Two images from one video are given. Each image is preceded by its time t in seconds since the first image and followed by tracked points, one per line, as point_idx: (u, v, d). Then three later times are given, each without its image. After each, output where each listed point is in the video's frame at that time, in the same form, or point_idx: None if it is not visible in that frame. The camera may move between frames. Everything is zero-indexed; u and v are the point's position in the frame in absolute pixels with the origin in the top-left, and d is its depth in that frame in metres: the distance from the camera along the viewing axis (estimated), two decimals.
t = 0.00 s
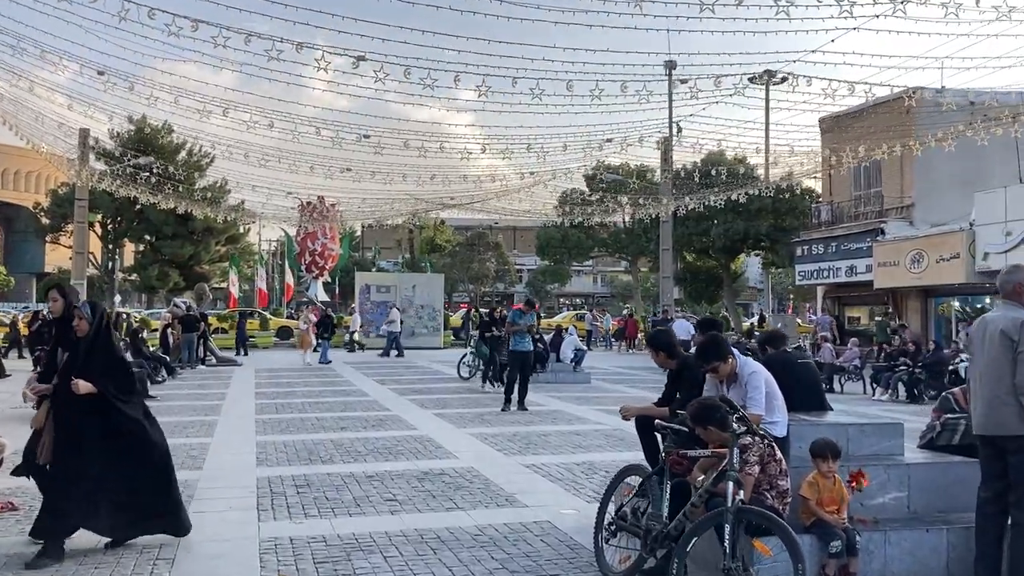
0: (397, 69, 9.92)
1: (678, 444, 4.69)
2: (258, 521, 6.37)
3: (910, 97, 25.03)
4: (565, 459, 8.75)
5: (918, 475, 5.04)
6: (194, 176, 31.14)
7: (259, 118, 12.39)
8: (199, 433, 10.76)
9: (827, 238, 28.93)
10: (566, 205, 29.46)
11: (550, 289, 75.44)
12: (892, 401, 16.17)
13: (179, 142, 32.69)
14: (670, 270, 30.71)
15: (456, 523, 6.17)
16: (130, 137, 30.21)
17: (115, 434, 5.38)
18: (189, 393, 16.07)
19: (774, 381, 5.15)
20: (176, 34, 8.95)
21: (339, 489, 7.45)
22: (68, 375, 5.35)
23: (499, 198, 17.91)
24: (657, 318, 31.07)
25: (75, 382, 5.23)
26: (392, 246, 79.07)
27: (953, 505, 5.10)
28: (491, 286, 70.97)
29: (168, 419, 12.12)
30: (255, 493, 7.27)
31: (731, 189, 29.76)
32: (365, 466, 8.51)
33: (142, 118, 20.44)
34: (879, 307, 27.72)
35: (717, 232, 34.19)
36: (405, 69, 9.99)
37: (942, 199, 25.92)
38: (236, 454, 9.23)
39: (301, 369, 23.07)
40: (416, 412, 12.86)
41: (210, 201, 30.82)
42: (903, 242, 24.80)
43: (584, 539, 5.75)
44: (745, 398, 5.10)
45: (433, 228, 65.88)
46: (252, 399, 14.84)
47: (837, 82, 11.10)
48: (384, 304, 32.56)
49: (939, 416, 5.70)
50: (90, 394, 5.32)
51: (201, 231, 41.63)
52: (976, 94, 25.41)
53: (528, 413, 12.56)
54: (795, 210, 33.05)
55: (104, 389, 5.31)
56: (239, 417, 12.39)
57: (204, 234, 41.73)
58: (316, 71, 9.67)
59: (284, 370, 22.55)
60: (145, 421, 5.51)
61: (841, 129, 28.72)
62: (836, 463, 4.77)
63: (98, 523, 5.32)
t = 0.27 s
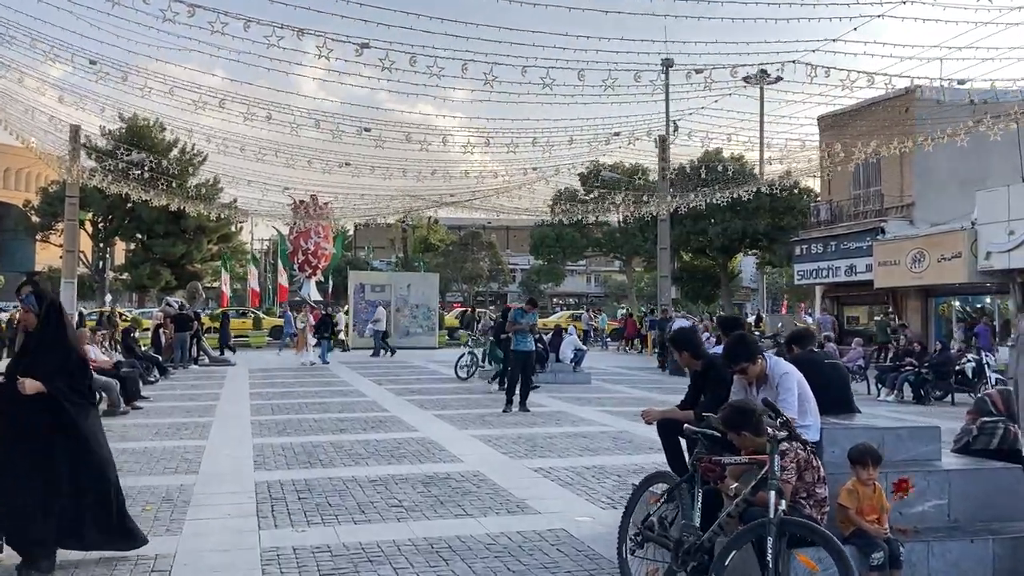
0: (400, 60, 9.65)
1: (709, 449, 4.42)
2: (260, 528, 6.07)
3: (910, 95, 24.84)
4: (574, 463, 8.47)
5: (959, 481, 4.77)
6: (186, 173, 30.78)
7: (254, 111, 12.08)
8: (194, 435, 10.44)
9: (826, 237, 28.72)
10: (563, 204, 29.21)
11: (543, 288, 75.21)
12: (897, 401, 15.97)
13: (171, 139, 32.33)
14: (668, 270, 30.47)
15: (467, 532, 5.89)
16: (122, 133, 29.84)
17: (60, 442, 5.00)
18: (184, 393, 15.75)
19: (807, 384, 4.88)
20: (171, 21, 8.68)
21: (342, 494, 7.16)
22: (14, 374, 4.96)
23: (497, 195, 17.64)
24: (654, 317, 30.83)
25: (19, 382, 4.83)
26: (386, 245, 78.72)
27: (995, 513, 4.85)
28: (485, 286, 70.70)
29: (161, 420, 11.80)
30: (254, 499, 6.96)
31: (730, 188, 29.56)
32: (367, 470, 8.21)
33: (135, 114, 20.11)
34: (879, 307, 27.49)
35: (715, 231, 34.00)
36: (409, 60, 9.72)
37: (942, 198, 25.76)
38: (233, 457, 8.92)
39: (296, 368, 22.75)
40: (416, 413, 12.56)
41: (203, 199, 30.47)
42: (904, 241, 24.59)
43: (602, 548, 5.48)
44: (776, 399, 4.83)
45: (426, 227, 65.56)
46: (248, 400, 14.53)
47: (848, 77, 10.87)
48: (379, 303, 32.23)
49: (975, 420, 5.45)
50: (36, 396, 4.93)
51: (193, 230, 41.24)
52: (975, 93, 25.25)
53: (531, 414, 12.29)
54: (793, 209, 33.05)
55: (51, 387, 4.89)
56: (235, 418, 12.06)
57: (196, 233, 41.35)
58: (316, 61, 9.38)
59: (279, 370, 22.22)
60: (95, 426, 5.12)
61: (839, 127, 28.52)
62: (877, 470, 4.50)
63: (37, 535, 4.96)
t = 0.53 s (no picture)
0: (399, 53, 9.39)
1: (737, 465, 4.13)
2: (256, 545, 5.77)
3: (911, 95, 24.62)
4: (580, 470, 8.18)
5: (997, 498, 4.50)
6: (180, 172, 30.46)
7: (248, 108, 11.78)
8: (187, 442, 10.14)
9: (826, 237, 28.46)
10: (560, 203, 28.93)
11: (539, 289, 74.94)
12: (903, 405, 15.73)
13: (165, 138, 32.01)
14: (666, 270, 30.21)
15: (472, 548, 5.60)
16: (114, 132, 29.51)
17: None
18: (177, 397, 15.44)
19: (836, 395, 4.61)
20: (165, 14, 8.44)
21: (341, 506, 6.86)
22: None
23: (496, 195, 17.36)
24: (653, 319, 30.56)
25: None
26: (381, 246, 78.38)
27: None
28: (481, 286, 70.40)
29: (154, 426, 11.50)
30: (249, 511, 6.66)
31: (730, 188, 29.34)
32: (366, 479, 7.91)
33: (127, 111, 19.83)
34: (879, 308, 27.25)
35: (713, 232, 33.78)
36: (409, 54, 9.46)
37: (943, 199, 25.57)
38: (228, 465, 8.62)
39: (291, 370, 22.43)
40: (414, 418, 12.28)
41: (197, 198, 30.12)
42: (905, 242, 24.34)
43: (615, 566, 5.20)
44: (803, 411, 4.56)
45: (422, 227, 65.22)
46: (242, 404, 14.23)
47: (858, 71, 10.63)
48: (375, 304, 31.91)
49: (1009, 431, 5.19)
50: None
51: (187, 230, 40.88)
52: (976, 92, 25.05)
53: (532, 419, 12.01)
54: (793, 209, 32.86)
55: None
56: (228, 424, 11.74)
57: (190, 233, 40.99)
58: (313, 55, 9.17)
59: (274, 372, 21.89)
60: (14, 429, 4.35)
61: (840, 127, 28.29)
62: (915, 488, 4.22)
63: None
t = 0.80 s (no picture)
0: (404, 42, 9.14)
1: (770, 471, 3.89)
2: (256, 553, 5.51)
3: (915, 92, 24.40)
4: (590, 473, 7.93)
5: None
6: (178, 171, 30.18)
7: (245, 102, 11.51)
8: (184, 444, 9.88)
9: (829, 237, 28.22)
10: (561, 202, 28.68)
11: (538, 289, 74.70)
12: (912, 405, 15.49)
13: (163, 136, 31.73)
14: (668, 269, 29.98)
15: (482, 557, 5.34)
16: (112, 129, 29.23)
17: None
18: (174, 397, 15.18)
19: (870, 397, 4.36)
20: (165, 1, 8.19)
21: (343, 512, 6.59)
22: None
23: (497, 193, 17.12)
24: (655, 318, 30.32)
25: None
26: (379, 245, 78.13)
27: None
28: (479, 286, 70.16)
29: (150, 427, 11.23)
30: (249, 517, 6.40)
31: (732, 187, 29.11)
32: (369, 483, 7.65)
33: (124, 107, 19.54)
34: (883, 307, 27.02)
35: (715, 231, 33.55)
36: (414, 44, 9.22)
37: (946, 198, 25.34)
38: (226, 468, 8.36)
39: (289, 371, 22.18)
40: (416, 419, 12.02)
41: (195, 196, 29.85)
42: (910, 240, 24.09)
43: None
44: (837, 412, 4.31)
45: (420, 226, 64.94)
46: (241, 404, 13.96)
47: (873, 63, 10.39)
48: (374, 303, 31.64)
49: None
50: None
51: (185, 229, 40.60)
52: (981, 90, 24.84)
53: (537, 420, 11.75)
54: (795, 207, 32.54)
55: None
56: (226, 425, 11.47)
57: (188, 232, 40.70)
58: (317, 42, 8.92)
59: (273, 372, 21.63)
60: None
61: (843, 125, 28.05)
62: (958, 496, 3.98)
63: None
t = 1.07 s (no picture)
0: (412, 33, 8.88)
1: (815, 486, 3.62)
2: (260, 567, 5.23)
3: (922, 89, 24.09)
4: (604, 479, 7.67)
5: None
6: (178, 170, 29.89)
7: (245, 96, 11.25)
8: (184, 449, 9.58)
9: (835, 236, 27.96)
10: (563, 201, 28.41)
11: (539, 289, 74.46)
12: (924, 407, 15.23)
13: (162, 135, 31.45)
14: (672, 269, 29.70)
15: (498, 571, 5.09)
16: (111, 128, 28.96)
17: None
18: (173, 399, 14.91)
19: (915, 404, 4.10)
20: None
21: (350, 523, 6.31)
22: None
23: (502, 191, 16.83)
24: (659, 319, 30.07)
25: None
26: (379, 245, 77.88)
27: None
28: (480, 286, 69.90)
29: (148, 431, 10.94)
30: (251, 528, 6.13)
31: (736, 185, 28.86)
32: (376, 490, 7.38)
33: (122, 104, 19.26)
34: (889, 307, 26.76)
35: (719, 231, 33.30)
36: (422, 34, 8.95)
37: (953, 197, 25.07)
38: (226, 474, 8.08)
39: (290, 371, 21.90)
40: (422, 422, 11.72)
41: (195, 195, 29.57)
42: (918, 240, 23.79)
43: None
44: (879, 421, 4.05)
45: (421, 226, 64.68)
46: (242, 406, 13.69)
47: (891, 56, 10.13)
48: (375, 303, 31.40)
49: None
50: None
51: (185, 228, 40.32)
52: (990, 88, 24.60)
53: (545, 423, 11.47)
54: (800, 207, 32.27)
55: None
56: (226, 428, 11.20)
57: (187, 232, 40.40)
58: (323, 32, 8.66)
59: (273, 373, 21.37)
60: None
61: (850, 123, 27.80)
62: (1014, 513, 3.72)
63: None
